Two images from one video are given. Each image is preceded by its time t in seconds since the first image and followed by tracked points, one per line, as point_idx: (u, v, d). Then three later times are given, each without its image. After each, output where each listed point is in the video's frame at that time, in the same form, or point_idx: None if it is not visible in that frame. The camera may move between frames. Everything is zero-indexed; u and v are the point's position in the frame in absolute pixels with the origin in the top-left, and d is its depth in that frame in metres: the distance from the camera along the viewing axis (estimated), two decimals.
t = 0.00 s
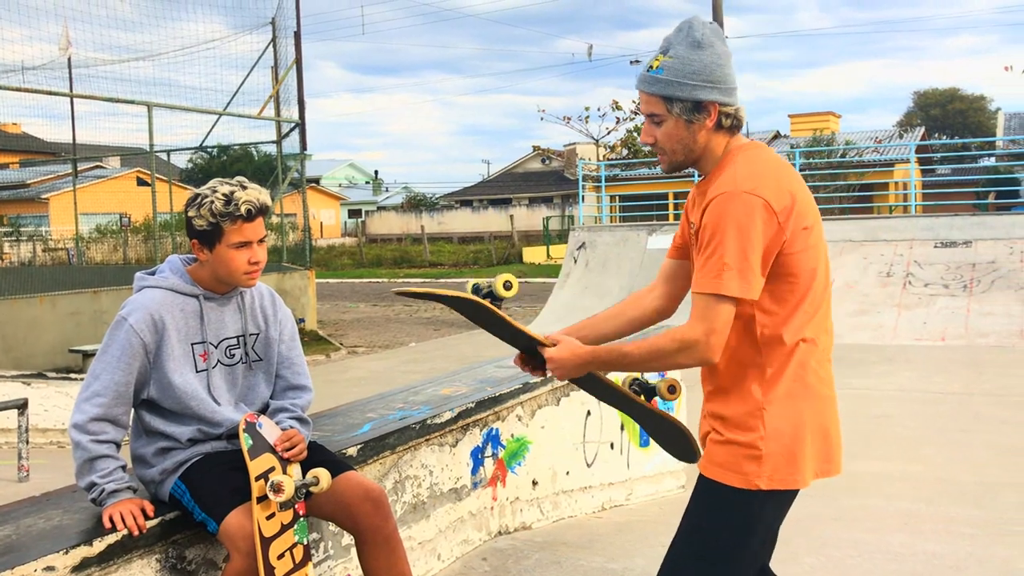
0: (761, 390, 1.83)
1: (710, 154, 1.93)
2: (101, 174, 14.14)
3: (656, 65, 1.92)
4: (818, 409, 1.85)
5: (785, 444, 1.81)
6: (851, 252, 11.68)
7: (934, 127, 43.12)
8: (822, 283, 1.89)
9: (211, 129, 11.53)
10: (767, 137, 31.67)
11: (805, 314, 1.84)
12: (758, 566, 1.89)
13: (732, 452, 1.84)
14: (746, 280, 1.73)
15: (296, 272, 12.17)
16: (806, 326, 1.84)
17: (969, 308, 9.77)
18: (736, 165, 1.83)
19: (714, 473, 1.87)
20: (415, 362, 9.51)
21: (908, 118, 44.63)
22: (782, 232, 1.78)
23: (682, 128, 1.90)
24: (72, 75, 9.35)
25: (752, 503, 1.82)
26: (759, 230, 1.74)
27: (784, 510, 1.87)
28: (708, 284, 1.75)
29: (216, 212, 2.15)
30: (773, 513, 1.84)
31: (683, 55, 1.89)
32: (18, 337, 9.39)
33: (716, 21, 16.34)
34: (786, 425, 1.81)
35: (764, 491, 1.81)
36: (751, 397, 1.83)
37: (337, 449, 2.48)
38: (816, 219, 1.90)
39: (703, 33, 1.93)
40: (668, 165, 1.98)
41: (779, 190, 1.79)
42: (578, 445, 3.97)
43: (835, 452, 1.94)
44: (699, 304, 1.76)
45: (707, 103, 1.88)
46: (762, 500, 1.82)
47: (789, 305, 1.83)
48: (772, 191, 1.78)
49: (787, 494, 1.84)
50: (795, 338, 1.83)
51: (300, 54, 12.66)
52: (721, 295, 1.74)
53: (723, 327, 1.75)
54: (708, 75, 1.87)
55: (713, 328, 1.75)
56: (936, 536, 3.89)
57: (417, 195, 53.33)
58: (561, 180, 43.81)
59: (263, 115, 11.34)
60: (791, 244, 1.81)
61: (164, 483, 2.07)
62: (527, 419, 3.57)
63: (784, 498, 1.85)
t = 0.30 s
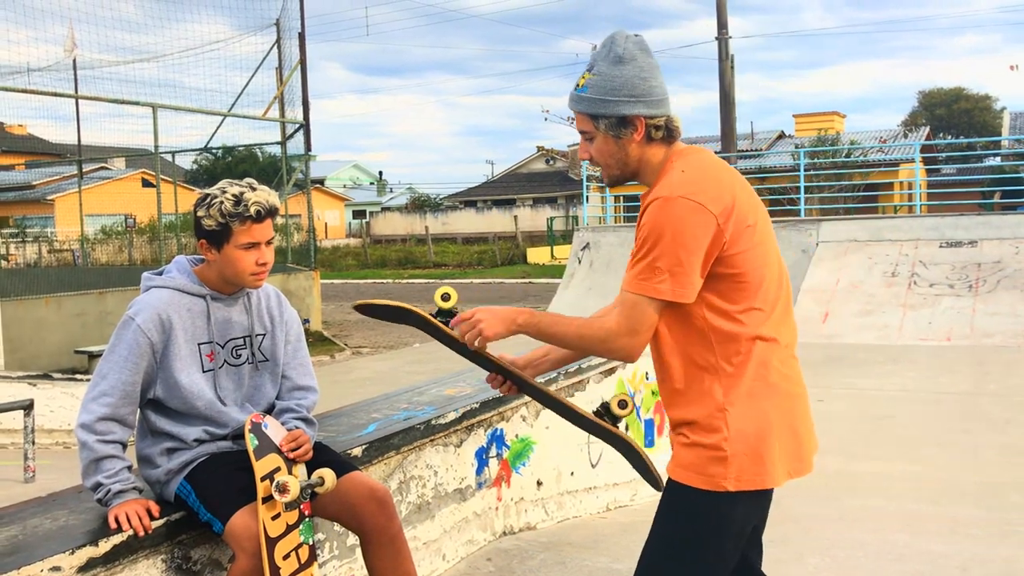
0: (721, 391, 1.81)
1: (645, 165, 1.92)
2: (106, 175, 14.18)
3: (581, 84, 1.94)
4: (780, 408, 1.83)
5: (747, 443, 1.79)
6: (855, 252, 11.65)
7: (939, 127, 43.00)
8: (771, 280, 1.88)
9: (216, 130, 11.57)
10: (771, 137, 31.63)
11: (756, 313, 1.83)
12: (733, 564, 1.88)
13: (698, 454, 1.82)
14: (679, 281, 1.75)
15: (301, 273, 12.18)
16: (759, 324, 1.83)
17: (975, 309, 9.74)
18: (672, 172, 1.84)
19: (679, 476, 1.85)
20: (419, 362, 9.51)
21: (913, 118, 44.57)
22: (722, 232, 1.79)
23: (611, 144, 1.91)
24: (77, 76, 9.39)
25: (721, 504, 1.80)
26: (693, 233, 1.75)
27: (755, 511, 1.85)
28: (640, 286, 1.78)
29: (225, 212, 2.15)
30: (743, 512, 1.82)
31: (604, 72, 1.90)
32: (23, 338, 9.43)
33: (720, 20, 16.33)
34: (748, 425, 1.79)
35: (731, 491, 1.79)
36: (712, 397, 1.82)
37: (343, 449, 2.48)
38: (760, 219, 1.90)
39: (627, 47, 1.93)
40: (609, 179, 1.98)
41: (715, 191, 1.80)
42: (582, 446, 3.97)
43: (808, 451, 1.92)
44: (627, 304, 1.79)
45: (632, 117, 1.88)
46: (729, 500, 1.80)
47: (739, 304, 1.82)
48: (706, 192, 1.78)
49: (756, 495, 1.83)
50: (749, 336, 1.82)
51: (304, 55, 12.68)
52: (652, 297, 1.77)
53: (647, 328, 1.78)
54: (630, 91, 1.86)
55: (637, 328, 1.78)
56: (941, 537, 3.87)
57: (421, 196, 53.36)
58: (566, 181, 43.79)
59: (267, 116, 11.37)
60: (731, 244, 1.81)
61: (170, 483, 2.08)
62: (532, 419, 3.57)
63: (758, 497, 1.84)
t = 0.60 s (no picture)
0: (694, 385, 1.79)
1: (595, 173, 1.94)
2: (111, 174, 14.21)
3: (524, 99, 1.96)
4: (755, 396, 1.83)
5: (726, 436, 1.78)
6: (861, 250, 11.62)
7: (945, 125, 42.85)
8: (731, 269, 1.87)
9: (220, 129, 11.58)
10: (777, 135, 31.58)
11: (716, 303, 1.83)
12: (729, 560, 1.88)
13: (683, 454, 1.80)
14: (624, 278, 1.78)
15: (306, 272, 12.19)
16: (721, 313, 1.83)
17: (981, 307, 9.71)
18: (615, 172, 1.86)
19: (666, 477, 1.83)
20: (424, 361, 9.51)
21: (919, 116, 44.44)
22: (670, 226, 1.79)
23: (557, 156, 1.92)
24: (83, 76, 9.39)
25: (710, 500, 1.79)
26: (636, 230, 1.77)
27: (746, 508, 1.84)
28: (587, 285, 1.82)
29: (234, 211, 2.15)
30: (731, 510, 1.81)
31: (544, 86, 1.92)
32: (28, 337, 9.46)
33: (725, 18, 16.29)
34: (724, 416, 1.79)
35: (718, 487, 1.78)
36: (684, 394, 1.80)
37: (347, 449, 2.48)
38: (711, 209, 1.90)
39: (564, 59, 1.94)
40: (563, 190, 2.00)
41: (657, 187, 1.81)
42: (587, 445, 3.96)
43: (792, 438, 1.91)
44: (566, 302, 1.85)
45: (573, 129, 1.89)
46: (719, 497, 1.79)
47: (697, 296, 1.83)
48: (647, 187, 1.80)
49: (744, 490, 1.82)
50: (713, 327, 1.82)
51: (309, 54, 12.68)
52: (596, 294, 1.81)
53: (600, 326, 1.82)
54: (569, 103, 1.88)
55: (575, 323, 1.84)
56: (948, 536, 3.86)
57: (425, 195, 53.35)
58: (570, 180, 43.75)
59: (272, 115, 11.37)
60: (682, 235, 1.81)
61: (175, 482, 2.08)
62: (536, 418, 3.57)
63: (746, 493, 1.83)
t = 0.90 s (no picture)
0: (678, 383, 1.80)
1: (562, 172, 1.93)
2: (114, 173, 14.22)
3: (500, 92, 1.96)
4: (739, 389, 1.84)
5: (710, 432, 1.79)
6: (864, 249, 11.60)
7: (949, 123, 42.75)
8: (711, 265, 1.88)
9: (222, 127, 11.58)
10: (780, 134, 31.54)
11: (697, 300, 1.83)
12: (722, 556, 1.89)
13: (668, 452, 1.81)
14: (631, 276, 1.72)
15: (308, 270, 12.19)
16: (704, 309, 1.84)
17: (984, 306, 9.69)
18: (593, 172, 1.85)
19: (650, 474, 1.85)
20: (426, 360, 9.51)
21: (922, 115, 44.36)
22: (654, 223, 1.78)
23: (524, 151, 1.92)
24: (85, 75, 9.41)
25: (700, 497, 1.80)
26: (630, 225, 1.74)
27: (735, 501, 1.85)
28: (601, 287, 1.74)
29: (236, 210, 2.15)
30: (719, 506, 1.82)
31: (517, 79, 1.92)
32: (32, 336, 9.47)
33: (729, 17, 16.27)
34: (709, 412, 1.80)
35: (706, 483, 1.79)
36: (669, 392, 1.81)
37: (349, 447, 2.47)
38: (688, 205, 1.90)
39: (542, 57, 1.93)
40: (531, 186, 2.00)
41: (640, 184, 1.79)
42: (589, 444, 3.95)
43: (777, 428, 1.93)
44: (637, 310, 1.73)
45: (541, 124, 1.89)
46: (708, 491, 1.80)
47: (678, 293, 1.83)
48: (631, 184, 1.78)
49: (733, 484, 1.83)
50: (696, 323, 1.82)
51: (311, 53, 12.68)
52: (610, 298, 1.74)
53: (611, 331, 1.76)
54: (538, 99, 1.88)
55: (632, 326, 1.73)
56: (951, 535, 3.85)
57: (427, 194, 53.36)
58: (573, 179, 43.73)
59: (275, 113, 11.37)
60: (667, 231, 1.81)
61: (177, 481, 2.07)
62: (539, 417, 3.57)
63: (735, 487, 1.84)
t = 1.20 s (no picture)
0: (676, 380, 1.83)
1: (566, 168, 1.94)
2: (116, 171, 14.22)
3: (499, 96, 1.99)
4: (735, 387, 1.87)
5: (705, 430, 1.83)
6: (866, 248, 11.59)
7: (951, 122, 42.64)
8: (710, 263, 1.91)
9: (225, 126, 11.58)
10: (783, 133, 31.48)
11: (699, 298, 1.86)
12: (713, 549, 1.93)
13: (663, 449, 1.85)
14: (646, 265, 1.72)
15: (311, 269, 12.19)
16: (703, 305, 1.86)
17: (987, 305, 9.67)
18: (597, 162, 1.86)
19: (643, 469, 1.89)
20: (428, 359, 9.51)
21: (926, 114, 44.29)
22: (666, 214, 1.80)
23: (527, 151, 1.94)
24: (88, 74, 9.41)
25: (690, 496, 1.84)
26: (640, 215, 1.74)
27: (725, 497, 1.90)
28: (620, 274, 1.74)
29: (239, 209, 2.15)
30: (710, 504, 1.86)
31: (511, 81, 1.95)
32: (35, 335, 9.49)
33: (731, 16, 16.24)
34: (704, 409, 1.83)
35: (698, 481, 1.83)
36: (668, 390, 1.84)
37: (353, 446, 2.48)
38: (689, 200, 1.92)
39: (531, 57, 1.97)
40: (540, 188, 2.01)
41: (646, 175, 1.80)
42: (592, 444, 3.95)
43: (768, 429, 1.97)
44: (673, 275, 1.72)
45: (539, 120, 1.91)
46: (700, 487, 1.84)
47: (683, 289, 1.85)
48: (638, 173, 1.80)
49: (724, 481, 1.87)
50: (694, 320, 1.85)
51: (314, 52, 12.66)
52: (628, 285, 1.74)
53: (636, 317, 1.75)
54: (532, 95, 1.91)
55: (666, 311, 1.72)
56: (954, 534, 3.85)
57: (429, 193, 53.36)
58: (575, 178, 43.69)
59: (277, 112, 11.37)
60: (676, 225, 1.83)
61: (180, 479, 2.07)
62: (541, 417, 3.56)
63: (726, 482, 1.89)
